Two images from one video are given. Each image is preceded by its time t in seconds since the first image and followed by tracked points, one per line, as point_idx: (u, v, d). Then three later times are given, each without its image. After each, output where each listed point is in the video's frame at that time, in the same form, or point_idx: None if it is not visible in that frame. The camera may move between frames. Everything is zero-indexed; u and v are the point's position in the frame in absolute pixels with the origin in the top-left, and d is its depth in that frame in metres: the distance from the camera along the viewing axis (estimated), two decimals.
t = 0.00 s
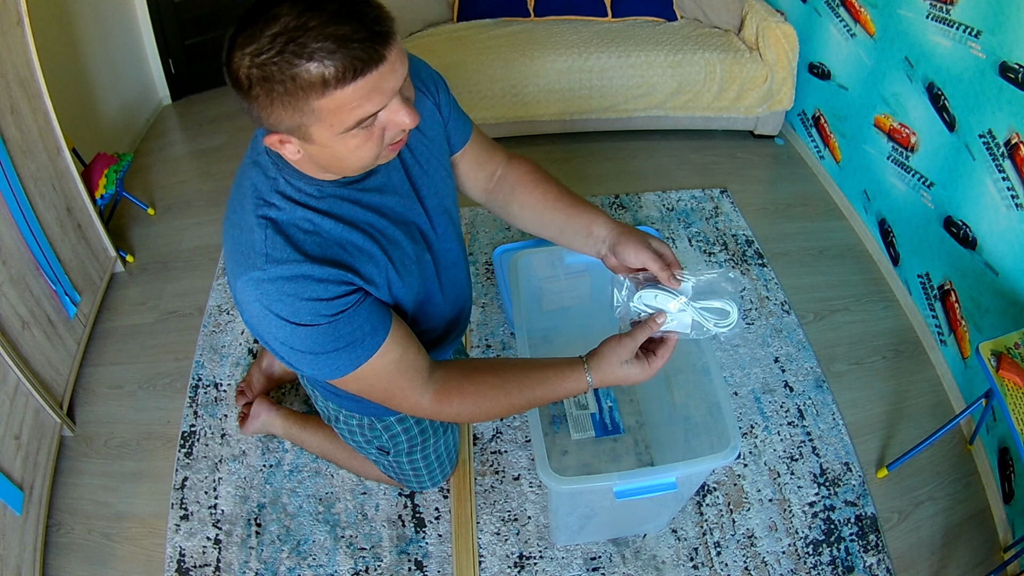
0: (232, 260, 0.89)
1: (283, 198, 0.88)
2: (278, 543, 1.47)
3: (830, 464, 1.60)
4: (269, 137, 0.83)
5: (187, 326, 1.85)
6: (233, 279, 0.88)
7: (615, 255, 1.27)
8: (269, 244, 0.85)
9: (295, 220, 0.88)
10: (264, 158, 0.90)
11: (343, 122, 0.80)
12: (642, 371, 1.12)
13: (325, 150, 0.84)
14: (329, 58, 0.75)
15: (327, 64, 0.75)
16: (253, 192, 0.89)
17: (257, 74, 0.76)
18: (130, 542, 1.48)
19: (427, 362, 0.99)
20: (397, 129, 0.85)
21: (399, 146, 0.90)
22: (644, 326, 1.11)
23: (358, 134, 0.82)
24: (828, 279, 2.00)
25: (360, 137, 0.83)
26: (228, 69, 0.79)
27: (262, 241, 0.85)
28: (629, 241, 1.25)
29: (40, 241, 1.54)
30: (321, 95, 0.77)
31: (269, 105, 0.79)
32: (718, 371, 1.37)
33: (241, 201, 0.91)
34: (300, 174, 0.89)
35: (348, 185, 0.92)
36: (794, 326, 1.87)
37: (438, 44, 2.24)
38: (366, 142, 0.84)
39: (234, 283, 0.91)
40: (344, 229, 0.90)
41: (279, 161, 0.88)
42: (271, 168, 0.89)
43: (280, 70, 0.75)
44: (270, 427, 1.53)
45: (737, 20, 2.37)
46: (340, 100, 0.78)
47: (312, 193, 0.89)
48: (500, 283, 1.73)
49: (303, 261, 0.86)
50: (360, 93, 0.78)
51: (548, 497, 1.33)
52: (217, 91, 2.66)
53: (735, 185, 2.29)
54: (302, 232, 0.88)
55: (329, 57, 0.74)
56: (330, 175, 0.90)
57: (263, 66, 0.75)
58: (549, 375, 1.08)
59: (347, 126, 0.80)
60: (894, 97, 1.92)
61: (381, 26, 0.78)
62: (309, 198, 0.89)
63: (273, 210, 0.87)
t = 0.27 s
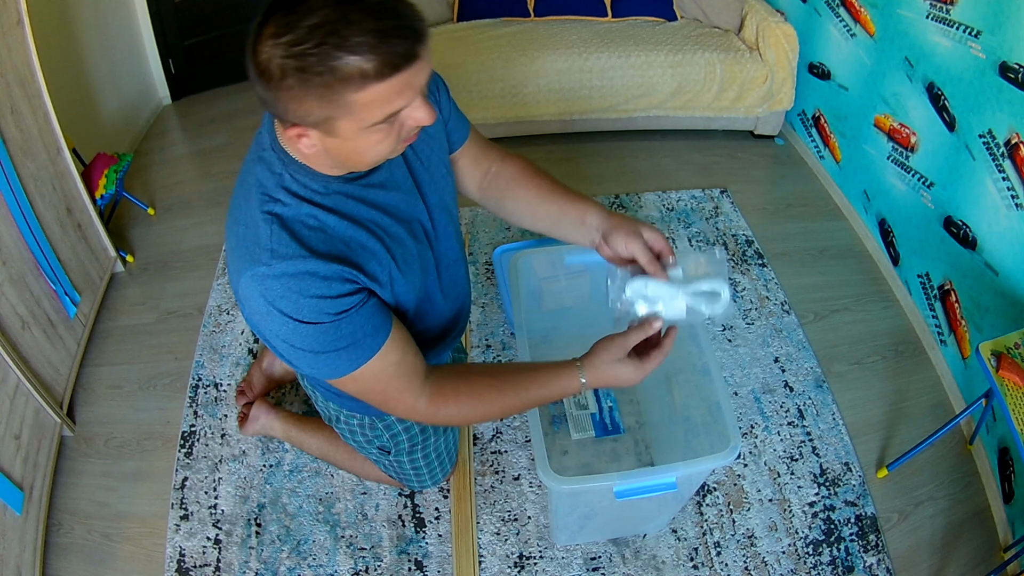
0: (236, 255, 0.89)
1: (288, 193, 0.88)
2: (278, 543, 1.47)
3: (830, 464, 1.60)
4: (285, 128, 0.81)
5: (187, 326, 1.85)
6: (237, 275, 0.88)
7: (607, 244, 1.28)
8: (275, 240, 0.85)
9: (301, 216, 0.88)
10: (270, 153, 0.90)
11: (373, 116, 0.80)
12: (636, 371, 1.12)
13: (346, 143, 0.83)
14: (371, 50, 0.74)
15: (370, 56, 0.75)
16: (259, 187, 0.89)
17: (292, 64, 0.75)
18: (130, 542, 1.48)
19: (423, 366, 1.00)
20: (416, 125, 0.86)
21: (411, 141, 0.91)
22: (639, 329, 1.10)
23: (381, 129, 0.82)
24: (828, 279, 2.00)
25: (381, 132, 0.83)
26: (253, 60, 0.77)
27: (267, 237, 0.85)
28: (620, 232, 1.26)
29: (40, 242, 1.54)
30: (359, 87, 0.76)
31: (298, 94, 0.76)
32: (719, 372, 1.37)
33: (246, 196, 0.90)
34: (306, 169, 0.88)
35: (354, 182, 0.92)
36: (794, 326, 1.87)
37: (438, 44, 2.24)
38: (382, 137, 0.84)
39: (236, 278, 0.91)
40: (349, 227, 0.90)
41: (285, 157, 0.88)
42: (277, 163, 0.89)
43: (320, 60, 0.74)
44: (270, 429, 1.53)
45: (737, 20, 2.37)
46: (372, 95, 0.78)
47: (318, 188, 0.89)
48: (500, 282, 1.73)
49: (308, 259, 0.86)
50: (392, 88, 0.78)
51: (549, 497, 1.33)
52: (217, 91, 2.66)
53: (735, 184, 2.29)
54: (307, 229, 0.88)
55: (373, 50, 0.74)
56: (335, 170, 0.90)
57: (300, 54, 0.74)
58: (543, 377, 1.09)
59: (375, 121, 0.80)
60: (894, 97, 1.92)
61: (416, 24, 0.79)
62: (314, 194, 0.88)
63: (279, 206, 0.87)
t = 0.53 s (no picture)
0: (245, 241, 0.86)
1: (308, 187, 0.86)
2: (278, 543, 1.47)
3: (830, 464, 1.60)
4: (351, 120, 0.80)
5: (187, 326, 1.85)
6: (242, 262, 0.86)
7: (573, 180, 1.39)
8: (291, 233, 0.83)
9: (319, 210, 0.86)
10: (292, 142, 0.88)
11: (449, 106, 0.81)
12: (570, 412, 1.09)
13: (410, 131, 0.83)
14: (468, 45, 0.75)
15: (464, 51, 0.75)
16: (277, 175, 0.87)
17: (391, 57, 0.73)
18: (130, 542, 1.48)
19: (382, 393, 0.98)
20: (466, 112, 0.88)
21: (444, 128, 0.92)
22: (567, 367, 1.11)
23: (443, 117, 0.84)
24: (828, 279, 2.00)
25: (442, 119, 0.85)
26: (336, 51, 0.75)
27: (285, 230, 0.83)
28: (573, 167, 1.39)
29: (40, 242, 1.54)
30: (450, 80, 0.77)
31: (394, 87, 0.75)
32: (718, 371, 1.35)
33: (262, 182, 0.88)
34: (328, 163, 0.87)
35: (371, 179, 0.91)
36: (794, 326, 1.87)
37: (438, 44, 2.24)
38: (436, 125, 0.85)
39: (237, 265, 0.88)
40: (362, 227, 0.90)
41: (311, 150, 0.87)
42: (297, 154, 0.87)
43: (421, 54, 0.73)
44: (270, 429, 1.53)
45: (737, 20, 2.37)
46: (459, 87, 0.79)
47: (337, 184, 0.88)
48: (500, 282, 1.72)
49: (322, 257, 0.84)
50: (473, 80, 0.80)
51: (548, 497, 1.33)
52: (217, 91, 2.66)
53: (735, 184, 2.29)
54: (323, 224, 0.86)
55: (470, 44, 0.75)
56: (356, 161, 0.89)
57: (401, 48, 0.73)
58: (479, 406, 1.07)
59: (449, 109, 0.82)
60: (894, 97, 1.92)
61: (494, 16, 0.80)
62: (333, 193, 0.88)
63: (300, 198, 0.86)
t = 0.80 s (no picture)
0: (269, 211, 0.82)
1: (336, 159, 0.83)
2: (278, 543, 1.47)
3: (830, 464, 1.60)
4: (391, 91, 0.79)
5: (187, 326, 1.85)
6: (265, 231, 0.81)
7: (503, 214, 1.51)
8: (321, 203, 0.80)
9: (347, 183, 0.83)
10: (317, 115, 0.85)
11: (484, 79, 0.82)
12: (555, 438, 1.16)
13: (446, 104, 0.83)
14: (505, 19, 0.77)
15: (504, 24, 0.77)
16: (304, 146, 0.83)
17: (437, 28, 0.74)
18: (130, 542, 1.48)
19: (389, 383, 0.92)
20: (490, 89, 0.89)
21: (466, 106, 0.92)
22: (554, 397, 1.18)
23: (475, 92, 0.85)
24: (828, 278, 2.00)
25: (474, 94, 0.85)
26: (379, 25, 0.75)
27: (313, 200, 0.80)
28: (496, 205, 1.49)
29: (40, 242, 1.54)
30: (492, 52, 0.78)
31: (438, 58, 0.76)
32: (720, 372, 1.35)
33: (288, 152, 0.84)
34: (354, 138, 0.85)
35: (395, 157, 0.88)
36: (794, 326, 1.87)
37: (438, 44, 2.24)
38: (467, 100, 0.86)
39: (258, 236, 0.83)
40: (387, 203, 0.86)
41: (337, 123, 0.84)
42: (325, 126, 0.84)
43: (468, 24, 0.75)
44: (270, 429, 1.52)
45: (737, 20, 2.37)
46: (495, 60, 0.80)
47: (364, 158, 0.85)
48: (500, 283, 1.72)
49: (351, 228, 0.80)
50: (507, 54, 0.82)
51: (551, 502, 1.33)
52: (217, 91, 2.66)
53: (735, 184, 2.29)
54: (351, 196, 0.83)
55: (509, 18, 0.77)
56: (382, 137, 0.87)
57: (450, 20, 0.74)
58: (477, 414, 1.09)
59: (483, 83, 0.83)
60: (894, 97, 1.92)
61: None
62: (363, 167, 0.85)
63: (331, 168, 0.82)
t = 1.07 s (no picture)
0: (312, 165, 0.83)
1: (381, 128, 0.87)
2: (278, 543, 1.47)
3: (830, 464, 1.60)
4: (443, 76, 0.83)
5: (187, 326, 1.85)
6: (306, 182, 0.82)
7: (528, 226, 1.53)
8: (370, 163, 0.83)
9: (390, 152, 0.86)
10: (364, 86, 0.88)
11: (523, 73, 0.87)
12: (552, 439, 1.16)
13: (488, 94, 0.87)
14: (546, 17, 0.83)
15: (544, 23, 0.83)
16: (351, 110, 0.86)
17: (491, 19, 0.79)
18: (130, 542, 1.48)
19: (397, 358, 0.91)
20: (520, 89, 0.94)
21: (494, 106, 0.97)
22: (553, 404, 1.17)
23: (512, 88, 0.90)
24: (828, 279, 2.00)
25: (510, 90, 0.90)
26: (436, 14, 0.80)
27: (363, 159, 0.83)
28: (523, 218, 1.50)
29: (39, 241, 1.54)
30: (535, 46, 0.84)
31: (491, 48, 0.80)
32: (719, 372, 1.35)
33: (334, 113, 0.87)
34: (397, 115, 0.88)
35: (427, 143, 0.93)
36: (794, 326, 1.87)
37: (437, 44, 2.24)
38: (504, 94, 0.90)
39: (293, 189, 0.83)
40: (420, 182, 0.90)
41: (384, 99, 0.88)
42: (372, 98, 0.87)
43: (517, 19, 0.80)
44: (268, 433, 1.52)
45: (737, 20, 2.38)
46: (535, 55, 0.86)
47: (405, 135, 0.89)
48: (500, 283, 1.73)
49: (394, 192, 0.84)
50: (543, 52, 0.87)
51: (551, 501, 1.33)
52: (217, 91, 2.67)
53: (735, 184, 2.29)
54: (392, 164, 0.86)
55: (549, 18, 0.83)
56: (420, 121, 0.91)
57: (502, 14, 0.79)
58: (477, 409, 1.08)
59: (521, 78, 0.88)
60: (894, 97, 1.92)
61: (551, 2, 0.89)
62: (403, 144, 0.88)
63: (379, 137, 0.86)
